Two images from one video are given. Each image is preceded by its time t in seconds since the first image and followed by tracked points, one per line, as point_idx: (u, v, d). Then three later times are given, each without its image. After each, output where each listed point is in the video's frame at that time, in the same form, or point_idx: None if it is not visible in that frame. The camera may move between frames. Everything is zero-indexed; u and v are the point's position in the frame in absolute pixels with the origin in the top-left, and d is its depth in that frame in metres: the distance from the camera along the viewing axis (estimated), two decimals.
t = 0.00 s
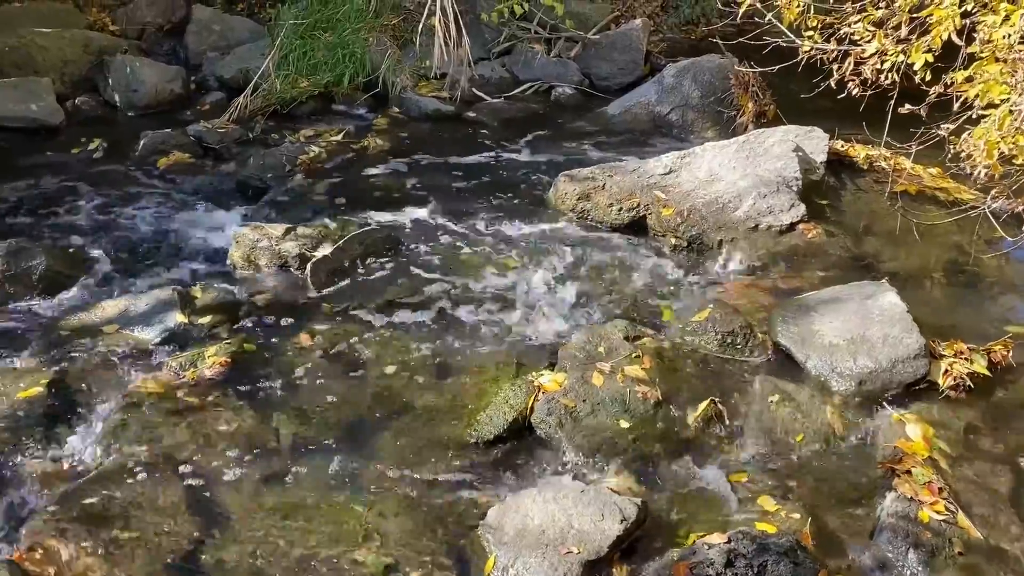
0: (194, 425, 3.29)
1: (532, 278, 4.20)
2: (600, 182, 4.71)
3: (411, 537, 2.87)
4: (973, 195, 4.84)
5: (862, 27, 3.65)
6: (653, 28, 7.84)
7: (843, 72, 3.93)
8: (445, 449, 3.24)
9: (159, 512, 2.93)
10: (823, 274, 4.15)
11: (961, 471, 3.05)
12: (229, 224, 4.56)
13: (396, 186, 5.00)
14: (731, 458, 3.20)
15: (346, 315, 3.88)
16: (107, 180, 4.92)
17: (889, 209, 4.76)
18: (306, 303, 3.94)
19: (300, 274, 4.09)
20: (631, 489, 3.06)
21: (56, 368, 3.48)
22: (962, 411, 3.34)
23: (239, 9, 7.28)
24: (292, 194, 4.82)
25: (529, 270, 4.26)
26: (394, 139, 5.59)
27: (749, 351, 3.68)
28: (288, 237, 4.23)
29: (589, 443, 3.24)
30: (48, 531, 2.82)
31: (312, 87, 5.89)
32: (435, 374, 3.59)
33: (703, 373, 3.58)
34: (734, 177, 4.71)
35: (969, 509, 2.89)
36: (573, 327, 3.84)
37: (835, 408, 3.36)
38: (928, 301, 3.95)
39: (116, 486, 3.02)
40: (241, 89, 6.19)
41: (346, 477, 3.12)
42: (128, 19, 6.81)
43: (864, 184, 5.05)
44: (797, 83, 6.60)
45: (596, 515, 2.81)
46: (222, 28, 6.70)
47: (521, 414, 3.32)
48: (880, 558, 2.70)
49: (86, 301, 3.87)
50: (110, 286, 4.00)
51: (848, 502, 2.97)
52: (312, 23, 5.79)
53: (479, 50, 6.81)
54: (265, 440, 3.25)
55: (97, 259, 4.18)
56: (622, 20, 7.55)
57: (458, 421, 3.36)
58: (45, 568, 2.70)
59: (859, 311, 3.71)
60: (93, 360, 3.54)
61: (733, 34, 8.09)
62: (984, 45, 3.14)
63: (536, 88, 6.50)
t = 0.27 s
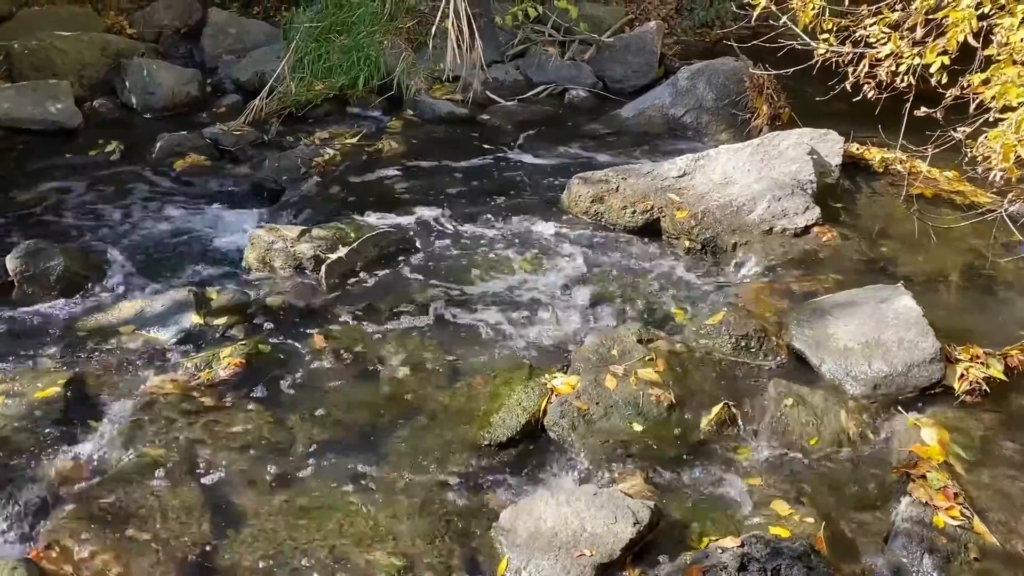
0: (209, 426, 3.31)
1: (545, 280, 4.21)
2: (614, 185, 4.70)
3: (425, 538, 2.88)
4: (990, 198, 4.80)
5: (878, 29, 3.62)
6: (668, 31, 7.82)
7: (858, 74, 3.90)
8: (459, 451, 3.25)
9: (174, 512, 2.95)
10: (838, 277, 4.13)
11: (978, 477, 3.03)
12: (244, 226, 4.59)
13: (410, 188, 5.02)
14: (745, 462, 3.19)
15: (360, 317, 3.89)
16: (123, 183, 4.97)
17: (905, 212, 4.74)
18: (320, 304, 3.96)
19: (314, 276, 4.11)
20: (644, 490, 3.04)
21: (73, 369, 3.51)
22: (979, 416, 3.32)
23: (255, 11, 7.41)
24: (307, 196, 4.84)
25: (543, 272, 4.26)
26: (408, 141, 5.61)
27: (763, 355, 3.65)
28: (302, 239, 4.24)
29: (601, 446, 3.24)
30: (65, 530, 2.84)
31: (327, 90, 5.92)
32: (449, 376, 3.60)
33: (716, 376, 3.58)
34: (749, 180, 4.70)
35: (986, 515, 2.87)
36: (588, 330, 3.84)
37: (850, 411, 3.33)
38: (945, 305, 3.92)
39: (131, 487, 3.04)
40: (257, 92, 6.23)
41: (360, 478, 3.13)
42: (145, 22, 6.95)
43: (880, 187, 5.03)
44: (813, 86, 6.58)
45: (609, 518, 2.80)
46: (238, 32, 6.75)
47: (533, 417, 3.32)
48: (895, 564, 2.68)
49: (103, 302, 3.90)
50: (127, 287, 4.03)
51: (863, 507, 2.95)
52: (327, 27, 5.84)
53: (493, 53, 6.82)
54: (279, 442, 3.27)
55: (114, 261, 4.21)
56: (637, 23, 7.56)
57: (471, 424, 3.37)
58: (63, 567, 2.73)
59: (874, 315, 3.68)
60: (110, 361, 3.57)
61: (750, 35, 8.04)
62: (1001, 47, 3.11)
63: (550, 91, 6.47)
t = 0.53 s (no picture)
0: (233, 424, 3.34)
1: (567, 281, 4.21)
2: (635, 187, 4.70)
3: (446, 538, 2.89)
4: (1015, 202, 4.76)
5: (902, 31, 3.60)
6: (690, 33, 7.83)
7: (883, 77, 3.88)
8: (481, 452, 3.25)
9: (199, 509, 2.98)
10: (862, 281, 4.10)
11: (1004, 484, 3.00)
12: (267, 227, 4.62)
13: (432, 189, 5.04)
14: (768, 465, 3.17)
15: (382, 317, 3.91)
16: (148, 183, 5.02)
17: (929, 216, 4.70)
18: (343, 304, 3.98)
19: (337, 276, 4.13)
20: (665, 493, 3.04)
21: (100, 367, 3.55)
22: (1006, 422, 3.29)
23: (278, 14, 7.44)
24: (329, 197, 4.87)
25: (565, 274, 4.26)
26: (430, 143, 5.63)
27: (787, 358, 3.64)
28: (326, 240, 4.26)
29: (622, 448, 3.23)
30: (92, 526, 2.88)
31: (350, 92, 5.94)
32: (470, 377, 3.60)
33: (739, 379, 3.57)
34: (771, 183, 4.68)
35: (1012, 522, 2.84)
36: (608, 332, 3.85)
37: (874, 416, 3.31)
38: (971, 309, 3.89)
39: (157, 484, 3.08)
40: (280, 93, 6.28)
41: (382, 478, 3.14)
42: (170, 25, 6.96)
43: (904, 191, 4.99)
44: (836, 88, 6.55)
45: (630, 521, 2.79)
46: (262, 33, 6.80)
47: (554, 418, 3.32)
48: (919, 569, 2.65)
49: (129, 301, 3.94)
50: (151, 286, 4.07)
51: (887, 513, 2.93)
52: (350, 29, 5.94)
53: (514, 55, 6.76)
54: (303, 440, 3.29)
55: (139, 260, 4.26)
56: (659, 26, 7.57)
57: (492, 425, 3.37)
58: (89, 563, 2.75)
59: (898, 319, 3.66)
60: (136, 359, 3.60)
61: (772, 37, 7.95)
62: None
63: (572, 94, 6.48)
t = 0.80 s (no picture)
0: (264, 422, 3.37)
1: (597, 283, 4.21)
2: (664, 190, 4.69)
3: (474, 539, 2.89)
4: None
5: (937, 34, 3.56)
6: (720, 35, 7.80)
7: (917, 80, 3.83)
8: (509, 454, 3.25)
9: (230, 506, 3.00)
10: (894, 286, 4.06)
11: None
12: (296, 227, 4.66)
13: (460, 191, 5.05)
14: (798, 471, 3.14)
15: (410, 318, 3.92)
16: (179, 183, 5.08)
17: (962, 221, 4.64)
18: (372, 305, 4.00)
19: (365, 276, 4.15)
20: (692, 497, 3.03)
21: (133, 364, 3.59)
22: None
23: (309, 16, 7.57)
24: (358, 198, 4.90)
25: (594, 277, 4.26)
26: (458, 145, 5.64)
27: (817, 364, 3.60)
28: (355, 241, 4.29)
29: (651, 452, 3.20)
30: (126, 521, 2.91)
31: (379, 94, 5.98)
32: (498, 379, 3.60)
33: (769, 384, 3.54)
34: (802, 187, 4.64)
35: None
36: (636, 334, 3.84)
37: (906, 422, 3.27)
38: (1008, 316, 3.83)
39: (189, 480, 3.11)
40: (310, 95, 6.33)
41: (410, 478, 3.15)
42: (203, 26, 7.08)
43: (937, 196, 4.93)
44: (868, 91, 6.49)
45: (658, 525, 2.77)
46: (293, 35, 6.86)
47: (582, 421, 3.31)
48: None
49: (161, 299, 3.98)
50: (183, 285, 4.11)
51: (920, 520, 2.89)
52: (380, 31, 5.97)
53: (543, 58, 6.82)
54: (332, 439, 3.31)
55: (172, 259, 4.30)
56: (689, 28, 7.56)
57: (520, 427, 3.37)
58: (122, 557, 2.78)
59: (931, 325, 3.62)
60: (168, 356, 3.65)
61: (803, 39, 7.86)
62: None
63: (600, 96, 6.46)
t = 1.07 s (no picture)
0: (297, 420, 3.39)
1: (630, 286, 4.20)
2: (699, 192, 4.67)
3: (505, 541, 2.89)
4: None
5: (981, 37, 3.50)
6: (756, 37, 7.73)
7: (960, 83, 3.77)
8: (541, 456, 3.24)
9: (263, 502, 3.03)
10: (934, 292, 4.00)
11: None
12: (330, 227, 4.69)
13: (494, 193, 5.06)
14: (833, 478, 3.10)
15: (443, 318, 3.94)
16: (215, 182, 5.14)
17: (1005, 228, 4.55)
18: (405, 305, 4.01)
19: (399, 276, 4.18)
20: (725, 503, 3.00)
21: (170, 360, 3.64)
22: None
23: (345, 17, 7.65)
24: (392, 199, 4.93)
25: (629, 280, 4.24)
26: (491, 146, 5.66)
27: (854, 369, 3.56)
28: (388, 241, 4.31)
29: (683, 456, 3.19)
30: (161, 516, 2.93)
31: (414, 95, 5.97)
32: (529, 381, 3.59)
33: (804, 390, 3.50)
34: (840, 190, 4.58)
35: None
36: (669, 337, 3.83)
37: (945, 431, 3.21)
38: None
39: (224, 477, 3.14)
40: (346, 96, 6.38)
41: (442, 478, 3.16)
42: (240, 27, 7.13)
43: (979, 201, 4.84)
44: (908, 94, 6.40)
45: (691, 530, 2.75)
46: (329, 36, 6.91)
47: (614, 424, 3.29)
48: None
49: (197, 297, 4.04)
50: (218, 283, 4.16)
51: (959, 531, 2.84)
52: (416, 33, 5.93)
53: (578, 59, 6.83)
54: (364, 438, 3.33)
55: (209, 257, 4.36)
56: (726, 29, 7.51)
57: (550, 430, 3.36)
58: (158, 551, 2.81)
59: (972, 332, 3.56)
60: (205, 353, 3.69)
61: (842, 42, 7.79)
62: None
63: (635, 97, 6.46)
